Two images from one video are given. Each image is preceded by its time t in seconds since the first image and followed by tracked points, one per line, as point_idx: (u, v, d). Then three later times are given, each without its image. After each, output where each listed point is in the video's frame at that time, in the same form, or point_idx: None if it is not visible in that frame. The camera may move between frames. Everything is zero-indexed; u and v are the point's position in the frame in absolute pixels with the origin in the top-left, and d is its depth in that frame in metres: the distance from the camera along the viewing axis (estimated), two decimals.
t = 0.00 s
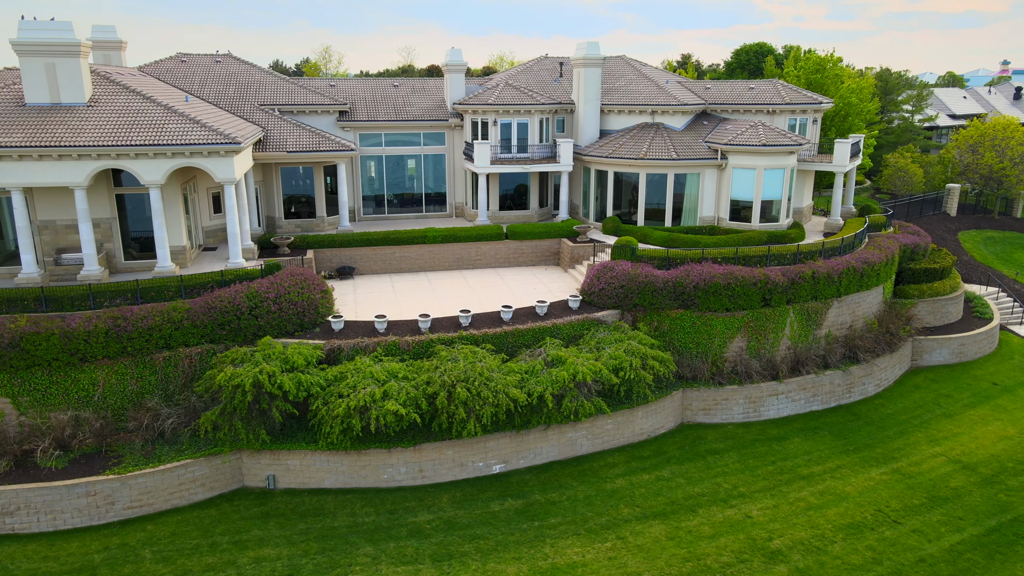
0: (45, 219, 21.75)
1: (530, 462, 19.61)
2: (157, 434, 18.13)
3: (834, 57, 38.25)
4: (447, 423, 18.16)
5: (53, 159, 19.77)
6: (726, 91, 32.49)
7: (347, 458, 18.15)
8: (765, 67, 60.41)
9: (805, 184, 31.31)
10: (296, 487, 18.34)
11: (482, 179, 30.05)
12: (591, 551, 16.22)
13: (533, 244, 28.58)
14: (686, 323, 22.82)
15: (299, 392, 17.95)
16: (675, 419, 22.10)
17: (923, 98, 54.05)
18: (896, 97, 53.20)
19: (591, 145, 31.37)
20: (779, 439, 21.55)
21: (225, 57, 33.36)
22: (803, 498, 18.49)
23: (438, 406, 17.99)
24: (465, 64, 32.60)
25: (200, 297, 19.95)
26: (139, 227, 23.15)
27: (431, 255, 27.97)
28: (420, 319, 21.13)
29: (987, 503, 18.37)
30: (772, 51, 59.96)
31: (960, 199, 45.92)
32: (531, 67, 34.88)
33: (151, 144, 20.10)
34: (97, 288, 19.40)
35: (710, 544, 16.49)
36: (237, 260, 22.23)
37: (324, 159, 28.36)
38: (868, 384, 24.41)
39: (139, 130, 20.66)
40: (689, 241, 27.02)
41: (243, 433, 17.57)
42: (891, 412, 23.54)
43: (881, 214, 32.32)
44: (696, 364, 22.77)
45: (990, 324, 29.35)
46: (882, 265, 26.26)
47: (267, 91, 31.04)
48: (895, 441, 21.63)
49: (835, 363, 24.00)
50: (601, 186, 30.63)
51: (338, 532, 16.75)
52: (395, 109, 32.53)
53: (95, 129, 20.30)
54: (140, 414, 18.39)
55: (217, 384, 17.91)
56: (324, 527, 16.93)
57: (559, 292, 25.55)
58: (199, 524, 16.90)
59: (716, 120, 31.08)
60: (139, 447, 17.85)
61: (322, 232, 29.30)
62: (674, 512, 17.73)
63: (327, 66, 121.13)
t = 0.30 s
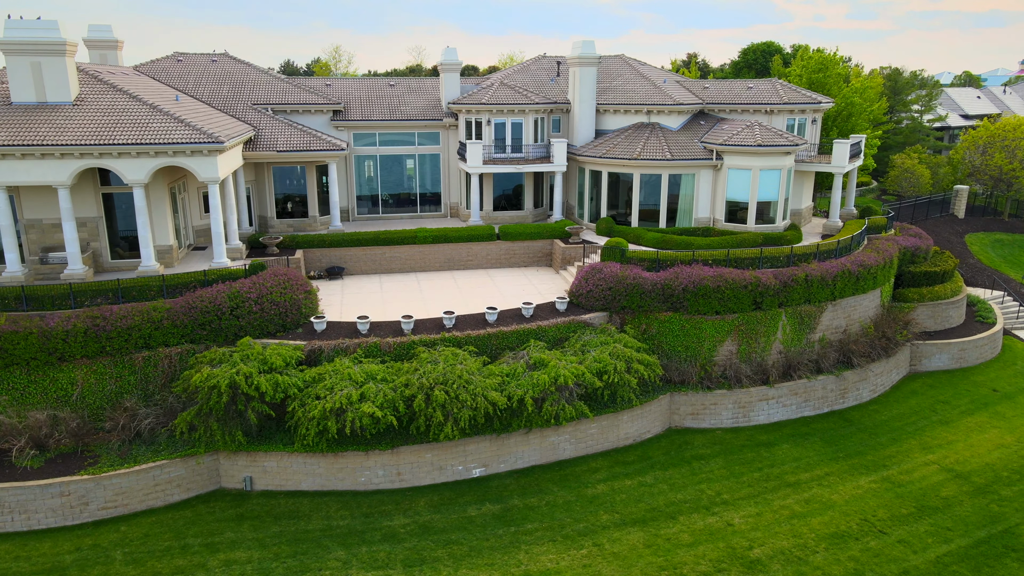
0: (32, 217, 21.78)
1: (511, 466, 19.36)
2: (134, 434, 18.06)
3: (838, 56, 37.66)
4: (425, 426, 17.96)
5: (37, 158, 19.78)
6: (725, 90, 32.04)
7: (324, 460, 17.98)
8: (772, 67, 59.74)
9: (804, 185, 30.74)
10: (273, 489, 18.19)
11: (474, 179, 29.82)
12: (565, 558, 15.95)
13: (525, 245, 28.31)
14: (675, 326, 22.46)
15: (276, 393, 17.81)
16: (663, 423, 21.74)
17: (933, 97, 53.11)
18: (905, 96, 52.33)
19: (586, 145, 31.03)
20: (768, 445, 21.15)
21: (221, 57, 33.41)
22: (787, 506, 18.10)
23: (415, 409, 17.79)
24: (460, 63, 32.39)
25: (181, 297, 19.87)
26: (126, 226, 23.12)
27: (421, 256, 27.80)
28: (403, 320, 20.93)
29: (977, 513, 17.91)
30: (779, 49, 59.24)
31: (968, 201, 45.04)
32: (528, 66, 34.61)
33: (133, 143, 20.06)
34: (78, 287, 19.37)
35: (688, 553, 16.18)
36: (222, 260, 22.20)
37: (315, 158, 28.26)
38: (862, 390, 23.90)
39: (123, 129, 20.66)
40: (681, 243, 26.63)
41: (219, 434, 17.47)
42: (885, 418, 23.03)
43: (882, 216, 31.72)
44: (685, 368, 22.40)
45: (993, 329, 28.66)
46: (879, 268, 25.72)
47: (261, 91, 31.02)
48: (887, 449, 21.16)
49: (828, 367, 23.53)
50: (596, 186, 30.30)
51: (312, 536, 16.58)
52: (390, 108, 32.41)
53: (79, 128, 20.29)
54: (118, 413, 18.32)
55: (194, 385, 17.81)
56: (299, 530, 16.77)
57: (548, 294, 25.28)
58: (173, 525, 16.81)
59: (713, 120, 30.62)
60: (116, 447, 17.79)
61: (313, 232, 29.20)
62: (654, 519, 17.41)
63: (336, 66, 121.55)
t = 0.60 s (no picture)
0: (18, 216, 21.82)
1: (491, 470, 19.11)
2: (112, 434, 18.02)
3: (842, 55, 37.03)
4: (402, 429, 17.77)
5: (20, 157, 19.79)
6: (723, 90, 31.57)
7: (300, 463, 17.81)
8: (778, 67, 59.05)
9: (802, 187, 30.18)
10: (250, 491, 18.05)
11: (466, 179, 29.58)
12: (538, 566, 15.69)
13: (517, 246, 28.04)
14: (663, 330, 22.11)
15: (252, 395, 17.67)
16: (649, 428, 21.40)
17: (942, 98, 52.18)
18: (914, 96, 51.44)
19: (581, 145, 30.71)
20: (755, 452, 20.75)
21: (218, 57, 33.46)
22: (771, 514, 17.71)
23: (392, 412, 17.59)
24: (455, 63, 32.17)
25: (163, 297, 19.82)
26: (113, 225, 23.13)
27: (412, 257, 27.62)
28: (385, 322, 20.74)
29: (967, 525, 17.44)
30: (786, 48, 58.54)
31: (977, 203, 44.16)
32: (525, 66, 34.33)
33: (115, 142, 20.01)
34: (60, 287, 19.37)
35: (664, 562, 15.87)
36: (206, 260, 22.15)
37: (306, 158, 28.15)
38: (856, 396, 23.43)
39: (107, 128, 20.62)
40: (674, 244, 26.24)
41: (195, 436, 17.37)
42: (878, 425, 22.55)
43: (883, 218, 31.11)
44: (672, 372, 22.03)
45: (995, 334, 28.02)
46: (876, 272, 25.18)
47: (256, 91, 30.99)
48: (878, 457, 20.68)
49: (820, 372, 23.07)
50: (589, 187, 29.97)
51: (284, 539, 16.42)
52: (384, 108, 32.29)
53: (63, 128, 20.29)
54: (97, 413, 18.28)
55: (171, 386, 17.72)
56: (272, 533, 16.62)
57: (537, 296, 25.01)
58: (146, 527, 16.72)
59: (710, 120, 30.18)
60: (93, 447, 17.74)
61: (305, 232, 29.09)
62: (632, 527, 17.09)
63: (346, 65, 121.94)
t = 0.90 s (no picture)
0: (5, 215, 21.88)
1: (470, 475, 18.88)
2: (90, 434, 17.98)
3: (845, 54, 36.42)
4: (379, 432, 17.59)
5: (3, 156, 19.82)
6: (721, 90, 31.13)
7: (276, 465, 17.67)
8: (786, 66, 58.31)
9: (801, 188, 29.64)
10: (226, 493, 17.94)
11: (459, 179, 29.38)
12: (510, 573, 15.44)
13: (508, 247, 27.78)
14: (650, 333, 21.77)
15: (229, 396, 17.56)
16: (635, 433, 21.07)
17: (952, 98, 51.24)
18: (923, 96, 50.57)
19: (575, 145, 30.39)
20: (742, 458, 20.37)
21: (214, 57, 33.49)
22: (753, 523, 17.34)
23: (368, 414, 17.42)
24: (450, 62, 31.97)
25: (144, 297, 19.77)
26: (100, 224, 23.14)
27: (402, 257, 27.45)
28: (368, 323, 20.57)
29: (955, 536, 16.98)
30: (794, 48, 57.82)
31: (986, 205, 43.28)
32: (522, 65, 34.06)
33: (98, 141, 19.99)
34: (41, 286, 19.38)
35: (639, 571, 15.56)
36: (190, 260, 22.03)
37: (297, 158, 28.06)
38: (849, 402, 22.96)
39: (91, 128, 20.61)
40: (666, 246, 25.87)
41: (170, 437, 17.28)
42: (871, 431, 22.06)
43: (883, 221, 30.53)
44: (660, 376, 21.69)
45: (996, 339, 27.38)
46: (872, 275, 24.65)
47: (250, 90, 30.97)
48: (868, 464, 20.22)
49: (812, 378, 22.63)
50: (583, 188, 29.66)
51: (256, 542, 16.27)
52: (379, 108, 32.17)
53: (47, 127, 20.31)
54: (74, 413, 18.23)
55: (148, 387, 17.63)
56: (244, 536, 16.48)
57: (525, 298, 24.74)
58: (120, 528, 16.65)
59: (707, 120, 29.74)
60: (70, 447, 17.70)
61: (297, 232, 29.02)
62: (610, 534, 16.80)
63: (356, 65, 122.25)
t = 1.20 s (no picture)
0: None
1: (449, 479, 18.67)
2: (67, 434, 17.97)
3: (848, 53, 35.81)
4: (355, 435, 17.41)
5: None
6: (718, 89, 30.69)
7: (252, 467, 17.55)
8: (793, 66, 57.57)
9: (798, 190, 29.07)
10: (203, 495, 17.84)
11: (451, 180, 28.99)
12: None
13: (499, 248, 27.53)
14: (637, 337, 21.43)
15: (205, 397, 17.45)
16: (620, 438, 20.75)
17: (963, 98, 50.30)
18: (932, 96, 49.68)
19: (570, 145, 30.07)
20: (728, 465, 20.00)
21: (211, 56, 33.52)
22: (733, 531, 16.99)
23: (344, 417, 17.25)
24: (445, 61, 31.76)
25: (126, 296, 19.74)
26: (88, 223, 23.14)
27: (392, 258, 27.28)
28: (349, 325, 20.40)
29: (942, 548, 16.54)
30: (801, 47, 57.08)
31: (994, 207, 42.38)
32: (518, 65, 33.81)
33: (81, 141, 19.98)
34: (23, 286, 19.40)
35: None
36: (175, 259, 21.96)
37: (288, 158, 27.98)
38: (841, 409, 22.50)
39: (76, 127, 20.60)
40: (657, 248, 25.48)
41: (146, 438, 17.20)
42: (863, 438, 21.58)
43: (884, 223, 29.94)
44: (646, 380, 21.36)
45: (998, 345, 26.73)
46: (867, 279, 24.13)
47: (244, 90, 30.94)
48: (858, 473, 19.77)
49: (803, 383, 22.18)
50: (577, 189, 29.36)
51: (228, 545, 16.14)
52: (373, 108, 32.06)
53: (32, 126, 20.34)
54: (53, 413, 18.21)
55: (124, 387, 17.55)
56: (217, 538, 16.36)
57: (513, 299, 24.47)
58: (93, 529, 16.59)
59: (703, 120, 29.30)
60: (48, 447, 17.68)
61: (288, 232, 28.92)
62: (586, 541, 16.52)
63: (366, 65, 122.46)
